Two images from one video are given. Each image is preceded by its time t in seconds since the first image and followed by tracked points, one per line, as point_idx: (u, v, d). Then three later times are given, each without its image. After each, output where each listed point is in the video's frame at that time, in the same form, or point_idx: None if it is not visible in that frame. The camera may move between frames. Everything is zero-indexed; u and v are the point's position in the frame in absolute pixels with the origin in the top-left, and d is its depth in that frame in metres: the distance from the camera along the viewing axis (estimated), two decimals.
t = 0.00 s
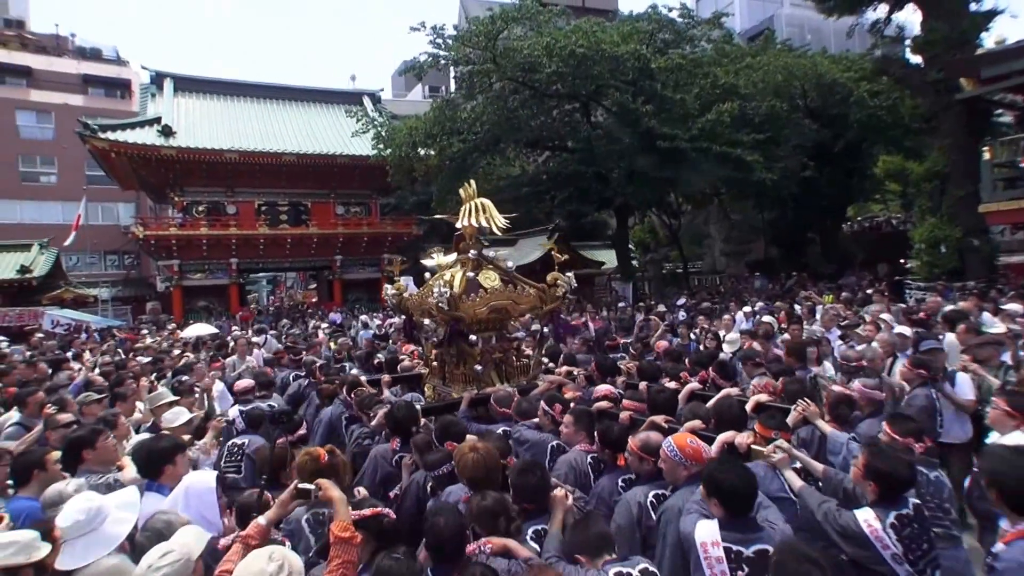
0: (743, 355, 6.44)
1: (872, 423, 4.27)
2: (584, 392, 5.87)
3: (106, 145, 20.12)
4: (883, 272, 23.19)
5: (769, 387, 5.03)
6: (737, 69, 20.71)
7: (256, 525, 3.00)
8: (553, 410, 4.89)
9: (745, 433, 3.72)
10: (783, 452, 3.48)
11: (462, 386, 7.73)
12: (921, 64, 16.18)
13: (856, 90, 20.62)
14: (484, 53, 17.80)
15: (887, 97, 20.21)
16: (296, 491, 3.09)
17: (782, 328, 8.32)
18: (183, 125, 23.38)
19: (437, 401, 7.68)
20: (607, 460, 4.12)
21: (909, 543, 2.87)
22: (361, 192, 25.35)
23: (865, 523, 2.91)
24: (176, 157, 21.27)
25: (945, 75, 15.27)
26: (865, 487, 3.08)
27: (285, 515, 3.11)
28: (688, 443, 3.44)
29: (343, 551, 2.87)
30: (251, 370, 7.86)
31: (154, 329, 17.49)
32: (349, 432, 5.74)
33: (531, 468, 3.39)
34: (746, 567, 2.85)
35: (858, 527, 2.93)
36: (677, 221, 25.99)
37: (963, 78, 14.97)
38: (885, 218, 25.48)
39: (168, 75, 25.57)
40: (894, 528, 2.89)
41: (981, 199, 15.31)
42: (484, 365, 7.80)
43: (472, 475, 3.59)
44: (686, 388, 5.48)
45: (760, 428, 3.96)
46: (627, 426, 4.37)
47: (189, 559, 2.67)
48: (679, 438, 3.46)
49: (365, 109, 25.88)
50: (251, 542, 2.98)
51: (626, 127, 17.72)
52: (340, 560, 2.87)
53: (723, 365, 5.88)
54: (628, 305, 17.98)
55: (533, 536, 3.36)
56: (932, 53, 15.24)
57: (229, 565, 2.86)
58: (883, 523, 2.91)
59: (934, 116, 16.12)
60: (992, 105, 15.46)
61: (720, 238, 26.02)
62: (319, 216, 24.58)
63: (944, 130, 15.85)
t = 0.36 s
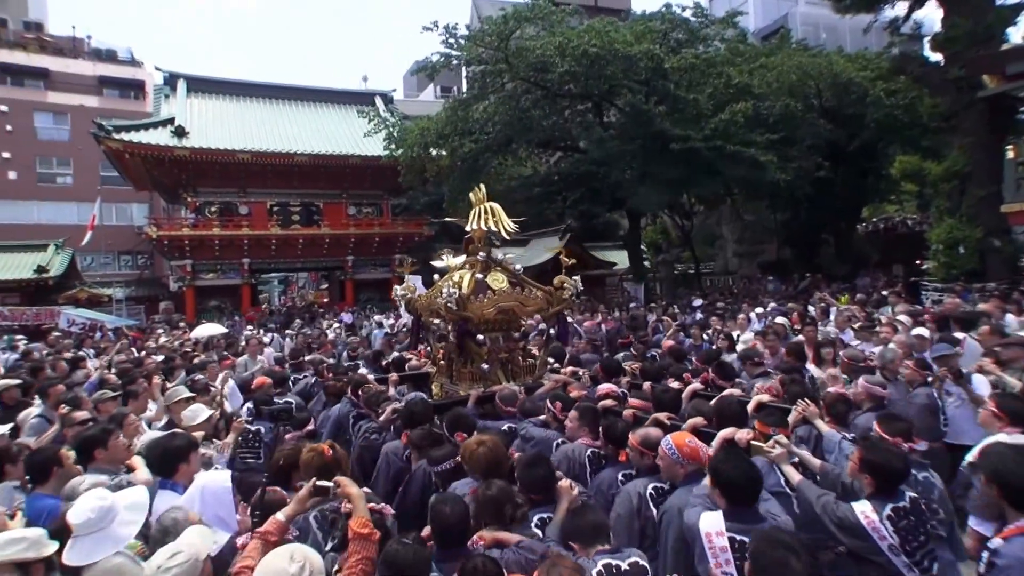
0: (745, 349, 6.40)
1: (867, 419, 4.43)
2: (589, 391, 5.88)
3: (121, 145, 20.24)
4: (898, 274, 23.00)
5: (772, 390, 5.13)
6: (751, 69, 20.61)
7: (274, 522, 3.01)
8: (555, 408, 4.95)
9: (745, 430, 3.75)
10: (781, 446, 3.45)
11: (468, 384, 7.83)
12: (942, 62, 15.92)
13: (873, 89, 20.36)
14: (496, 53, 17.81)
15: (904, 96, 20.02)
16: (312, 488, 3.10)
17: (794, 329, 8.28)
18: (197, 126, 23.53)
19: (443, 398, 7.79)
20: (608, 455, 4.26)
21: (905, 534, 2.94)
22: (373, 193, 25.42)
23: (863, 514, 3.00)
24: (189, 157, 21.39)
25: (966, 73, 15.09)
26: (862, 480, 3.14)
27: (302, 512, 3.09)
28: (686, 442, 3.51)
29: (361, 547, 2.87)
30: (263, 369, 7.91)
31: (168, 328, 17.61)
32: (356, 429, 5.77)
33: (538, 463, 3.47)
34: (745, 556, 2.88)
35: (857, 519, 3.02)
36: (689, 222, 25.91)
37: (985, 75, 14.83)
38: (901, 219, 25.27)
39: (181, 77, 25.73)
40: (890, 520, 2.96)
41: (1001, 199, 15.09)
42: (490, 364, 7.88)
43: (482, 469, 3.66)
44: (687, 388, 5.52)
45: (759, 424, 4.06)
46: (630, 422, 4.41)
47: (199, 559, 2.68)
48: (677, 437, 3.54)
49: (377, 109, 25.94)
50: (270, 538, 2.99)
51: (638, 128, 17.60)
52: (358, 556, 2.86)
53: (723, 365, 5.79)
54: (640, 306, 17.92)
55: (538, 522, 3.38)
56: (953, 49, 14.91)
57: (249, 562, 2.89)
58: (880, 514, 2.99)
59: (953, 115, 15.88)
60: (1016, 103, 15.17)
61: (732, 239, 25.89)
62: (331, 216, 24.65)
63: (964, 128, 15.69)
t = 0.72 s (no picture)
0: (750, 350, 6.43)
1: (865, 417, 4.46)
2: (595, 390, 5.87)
3: (136, 145, 20.34)
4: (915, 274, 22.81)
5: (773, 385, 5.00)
6: (766, 66, 20.50)
7: (293, 518, 3.00)
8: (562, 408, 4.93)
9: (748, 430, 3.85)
10: (786, 445, 3.62)
11: (476, 383, 7.80)
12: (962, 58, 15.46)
13: (889, 86, 20.18)
14: (509, 51, 17.81)
15: (922, 93, 19.81)
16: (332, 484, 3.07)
17: (808, 329, 8.24)
18: (211, 126, 23.65)
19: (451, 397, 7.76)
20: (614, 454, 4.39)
21: (909, 525, 3.16)
22: (385, 192, 25.49)
23: (870, 506, 3.18)
24: (203, 157, 21.51)
25: (987, 69, 14.88)
26: (868, 474, 3.33)
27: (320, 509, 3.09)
28: (686, 440, 3.57)
29: (379, 543, 2.85)
30: (276, 368, 7.97)
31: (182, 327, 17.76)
32: (366, 428, 5.79)
33: (547, 459, 3.50)
34: (774, 546, 3.04)
35: (863, 509, 3.21)
36: (702, 222, 25.80)
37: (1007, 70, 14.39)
38: (918, 219, 25.05)
39: (195, 77, 25.88)
40: (897, 511, 3.17)
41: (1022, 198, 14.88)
42: (498, 363, 7.87)
43: (495, 466, 3.66)
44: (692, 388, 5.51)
45: (759, 425, 3.94)
46: (635, 422, 4.46)
47: (209, 555, 2.67)
48: (678, 434, 3.61)
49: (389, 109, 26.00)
50: (290, 534, 2.98)
51: (652, 127, 17.48)
52: (376, 552, 2.84)
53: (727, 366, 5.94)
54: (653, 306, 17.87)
55: (542, 520, 3.42)
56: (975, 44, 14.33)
57: (268, 558, 2.88)
58: (886, 506, 3.18)
59: (973, 112, 15.65)
60: None
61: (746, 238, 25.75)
62: (344, 216, 24.73)
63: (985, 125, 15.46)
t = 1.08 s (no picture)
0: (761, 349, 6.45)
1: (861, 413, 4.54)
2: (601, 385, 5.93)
3: (149, 144, 20.46)
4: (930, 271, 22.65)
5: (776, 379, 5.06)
6: (781, 62, 20.36)
7: (309, 512, 3.00)
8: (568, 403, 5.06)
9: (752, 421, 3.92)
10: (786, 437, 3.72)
11: (483, 379, 7.90)
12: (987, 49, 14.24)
13: (907, 81, 19.98)
14: (521, 48, 17.78)
15: (940, 88, 19.59)
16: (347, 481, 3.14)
17: (824, 327, 8.19)
18: (223, 125, 23.75)
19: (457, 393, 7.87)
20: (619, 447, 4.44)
21: (902, 512, 3.18)
22: (397, 190, 25.55)
23: (864, 492, 3.20)
24: (215, 156, 21.61)
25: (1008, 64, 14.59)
26: (866, 464, 3.35)
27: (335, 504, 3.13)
28: (699, 431, 3.73)
29: (394, 539, 2.83)
30: (289, 364, 8.02)
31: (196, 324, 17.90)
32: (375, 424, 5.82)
33: (555, 458, 3.54)
34: (750, 535, 3.04)
35: (858, 496, 3.23)
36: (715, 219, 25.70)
37: None
38: (934, 216, 24.85)
39: (208, 76, 26.01)
40: (891, 498, 3.19)
41: None
42: (505, 359, 7.90)
43: (509, 467, 3.61)
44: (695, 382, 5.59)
45: (765, 417, 4.17)
46: (640, 415, 4.49)
47: (217, 551, 2.67)
48: (690, 426, 3.77)
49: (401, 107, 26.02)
50: (304, 528, 2.98)
51: (665, 123, 17.42)
52: (391, 548, 2.82)
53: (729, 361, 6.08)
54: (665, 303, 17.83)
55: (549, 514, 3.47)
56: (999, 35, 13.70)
57: (284, 552, 2.87)
58: (880, 493, 3.20)
59: (992, 107, 15.38)
60: None
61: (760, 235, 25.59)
62: (356, 214, 24.78)
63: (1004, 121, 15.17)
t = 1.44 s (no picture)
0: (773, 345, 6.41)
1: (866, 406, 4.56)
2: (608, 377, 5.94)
3: (161, 142, 20.56)
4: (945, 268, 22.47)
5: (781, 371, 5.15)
6: (794, 57, 20.22)
7: (321, 506, 2.98)
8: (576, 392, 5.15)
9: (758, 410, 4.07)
10: (790, 428, 3.84)
11: (489, 370, 7.88)
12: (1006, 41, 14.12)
13: (923, 74, 19.76)
14: (531, 43, 17.74)
15: (956, 81, 19.39)
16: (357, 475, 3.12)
17: (837, 323, 8.16)
18: (234, 122, 23.82)
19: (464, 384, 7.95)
20: (630, 434, 4.46)
21: (881, 500, 3.27)
22: (407, 187, 25.59)
23: (845, 481, 3.33)
24: (226, 153, 21.67)
25: None
26: (851, 452, 3.42)
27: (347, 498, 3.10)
28: (705, 419, 3.79)
29: (406, 533, 2.85)
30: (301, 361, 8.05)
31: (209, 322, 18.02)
32: (384, 414, 5.87)
33: (575, 443, 3.65)
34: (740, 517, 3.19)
35: (838, 486, 3.36)
36: (727, 216, 25.59)
37: None
38: (950, 211, 24.61)
39: (219, 73, 26.11)
40: (871, 488, 3.28)
41: None
42: (510, 351, 7.93)
43: (526, 452, 3.75)
44: (699, 375, 5.72)
45: (772, 405, 4.33)
46: (649, 404, 4.52)
47: (223, 547, 2.67)
48: (696, 415, 3.81)
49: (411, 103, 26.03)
50: (317, 522, 2.97)
51: (676, 118, 17.33)
52: (404, 541, 2.84)
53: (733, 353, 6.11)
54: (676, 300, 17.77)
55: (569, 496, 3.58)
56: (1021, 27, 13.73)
57: (296, 545, 2.86)
58: (861, 482, 3.30)
59: (1010, 100, 15.19)
60: None
61: (772, 231, 25.45)
62: (366, 211, 24.82)
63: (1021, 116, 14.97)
